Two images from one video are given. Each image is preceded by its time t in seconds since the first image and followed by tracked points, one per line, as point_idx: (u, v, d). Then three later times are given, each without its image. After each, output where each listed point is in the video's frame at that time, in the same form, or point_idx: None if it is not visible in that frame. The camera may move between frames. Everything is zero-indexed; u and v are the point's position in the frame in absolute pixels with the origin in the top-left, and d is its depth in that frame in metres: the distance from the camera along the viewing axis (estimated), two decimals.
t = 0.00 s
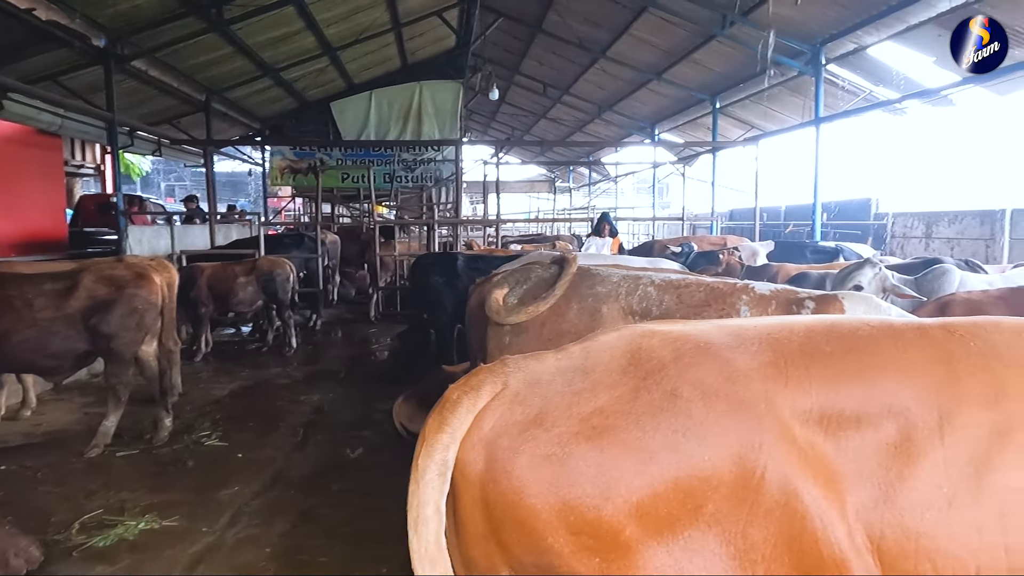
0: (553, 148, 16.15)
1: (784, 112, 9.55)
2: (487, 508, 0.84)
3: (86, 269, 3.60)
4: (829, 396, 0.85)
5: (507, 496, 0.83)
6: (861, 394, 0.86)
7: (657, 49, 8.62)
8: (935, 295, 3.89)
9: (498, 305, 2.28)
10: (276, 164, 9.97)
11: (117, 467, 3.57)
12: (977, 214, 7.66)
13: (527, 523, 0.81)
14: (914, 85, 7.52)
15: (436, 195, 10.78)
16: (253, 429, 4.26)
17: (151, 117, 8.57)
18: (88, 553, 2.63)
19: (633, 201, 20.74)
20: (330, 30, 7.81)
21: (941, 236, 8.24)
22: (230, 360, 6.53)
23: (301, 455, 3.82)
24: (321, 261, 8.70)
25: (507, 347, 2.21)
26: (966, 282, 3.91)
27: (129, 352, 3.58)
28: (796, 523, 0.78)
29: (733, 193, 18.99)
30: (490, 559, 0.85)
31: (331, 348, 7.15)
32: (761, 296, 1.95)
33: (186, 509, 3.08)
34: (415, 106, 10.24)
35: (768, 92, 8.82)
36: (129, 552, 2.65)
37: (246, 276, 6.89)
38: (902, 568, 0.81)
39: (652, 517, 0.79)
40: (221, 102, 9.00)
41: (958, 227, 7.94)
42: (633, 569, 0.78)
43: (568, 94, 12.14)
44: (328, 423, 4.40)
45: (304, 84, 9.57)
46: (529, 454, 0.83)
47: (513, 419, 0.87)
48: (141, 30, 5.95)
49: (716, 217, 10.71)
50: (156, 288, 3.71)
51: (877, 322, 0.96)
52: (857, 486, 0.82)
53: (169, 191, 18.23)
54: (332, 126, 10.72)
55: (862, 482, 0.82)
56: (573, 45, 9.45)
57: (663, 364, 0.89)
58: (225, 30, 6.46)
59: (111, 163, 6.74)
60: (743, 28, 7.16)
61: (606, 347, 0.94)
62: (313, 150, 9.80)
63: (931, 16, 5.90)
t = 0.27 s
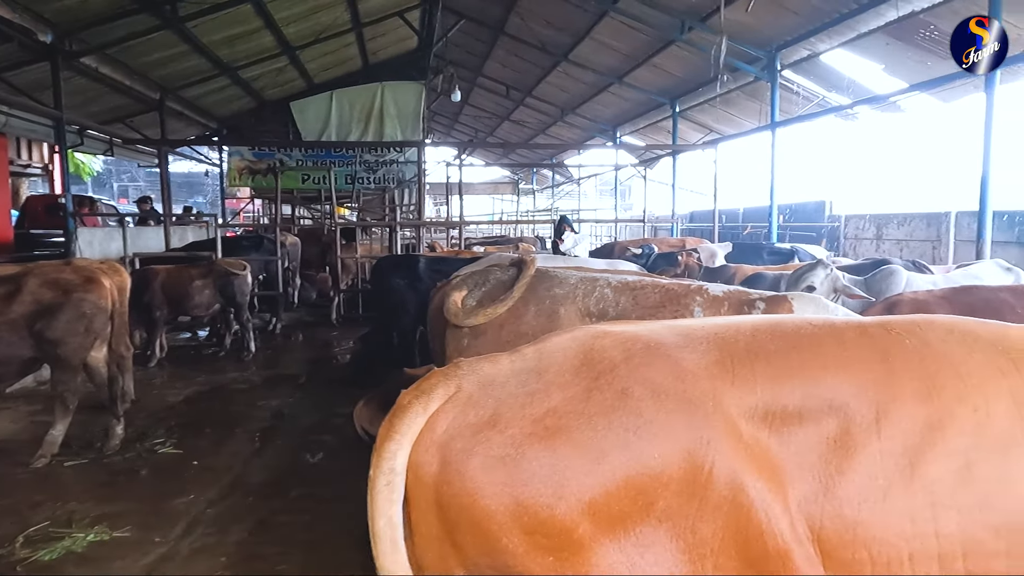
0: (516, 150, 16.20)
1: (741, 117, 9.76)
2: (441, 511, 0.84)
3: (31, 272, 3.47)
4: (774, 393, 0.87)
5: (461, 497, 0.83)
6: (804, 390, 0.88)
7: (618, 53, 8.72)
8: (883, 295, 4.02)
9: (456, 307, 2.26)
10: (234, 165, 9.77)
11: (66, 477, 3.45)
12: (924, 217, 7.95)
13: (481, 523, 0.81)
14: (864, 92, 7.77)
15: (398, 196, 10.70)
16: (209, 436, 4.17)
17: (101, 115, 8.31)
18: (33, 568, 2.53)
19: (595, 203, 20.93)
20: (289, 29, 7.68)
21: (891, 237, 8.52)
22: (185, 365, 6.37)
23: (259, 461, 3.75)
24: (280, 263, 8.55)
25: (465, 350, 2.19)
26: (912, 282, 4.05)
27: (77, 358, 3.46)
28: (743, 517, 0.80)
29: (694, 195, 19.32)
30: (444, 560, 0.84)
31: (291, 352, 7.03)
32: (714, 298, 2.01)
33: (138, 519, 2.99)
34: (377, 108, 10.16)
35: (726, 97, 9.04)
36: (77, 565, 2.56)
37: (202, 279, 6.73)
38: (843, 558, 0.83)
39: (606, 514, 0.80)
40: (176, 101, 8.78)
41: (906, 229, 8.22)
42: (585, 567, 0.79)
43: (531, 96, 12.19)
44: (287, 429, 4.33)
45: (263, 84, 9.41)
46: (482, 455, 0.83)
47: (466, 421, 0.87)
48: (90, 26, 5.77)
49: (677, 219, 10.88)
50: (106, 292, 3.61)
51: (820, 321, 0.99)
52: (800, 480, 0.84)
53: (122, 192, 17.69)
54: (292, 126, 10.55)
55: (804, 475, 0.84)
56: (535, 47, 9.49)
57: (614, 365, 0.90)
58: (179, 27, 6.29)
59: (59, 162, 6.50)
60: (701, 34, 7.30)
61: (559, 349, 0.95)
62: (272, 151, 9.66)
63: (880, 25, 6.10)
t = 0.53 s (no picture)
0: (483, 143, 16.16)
1: (706, 115, 9.90)
2: (398, 500, 0.84)
3: None
4: (725, 385, 0.89)
5: (419, 486, 0.83)
6: (756, 382, 0.90)
7: (586, 48, 8.75)
8: (837, 293, 4.13)
9: (417, 299, 2.23)
10: (194, 151, 9.54)
11: (12, 470, 3.33)
12: (879, 217, 8.19)
13: (438, 511, 0.81)
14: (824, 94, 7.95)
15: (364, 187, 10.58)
16: (165, 428, 4.08)
17: (53, 97, 8.02)
18: None
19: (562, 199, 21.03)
20: (252, 14, 7.50)
21: (847, 237, 8.75)
22: (140, 356, 6.20)
23: (216, 454, 3.68)
24: (241, 254, 8.39)
25: (426, 342, 2.16)
26: (865, 280, 4.18)
27: (26, 349, 3.46)
28: (695, 504, 0.82)
29: (659, 193, 19.55)
30: (401, 548, 0.84)
31: (251, 344, 6.91)
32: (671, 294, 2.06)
33: (87, 514, 2.91)
34: (343, 97, 10.00)
35: (692, 96, 9.21)
36: (22, 562, 2.48)
37: (159, 269, 6.56)
38: (790, 544, 0.86)
39: (563, 502, 0.81)
40: (134, 84, 8.52)
41: (862, 229, 8.46)
42: (540, 554, 0.80)
43: (499, 90, 12.16)
44: (246, 421, 4.25)
45: (225, 69, 9.18)
46: (440, 445, 0.83)
47: (425, 410, 0.87)
48: (42, 4, 5.55)
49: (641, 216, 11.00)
50: (55, 280, 3.57)
51: (772, 316, 1.02)
52: (750, 469, 0.87)
53: (75, 178, 17.10)
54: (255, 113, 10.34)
55: (755, 466, 0.87)
56: (504, 41, 9.46)
57: (573, 356, 0.91)
58: (136, 8, 6.09)
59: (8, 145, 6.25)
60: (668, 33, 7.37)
61: (519, 340, 0.95)
62: (234, 138, 9.45)
63: (840, 29, 6.25)
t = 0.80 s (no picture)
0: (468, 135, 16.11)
1: (690, 109, 9.94)
2: (381, 487, 0.85)
3: None
4: (706, 375, 0.91)
5: (403, 474, 0.83)
6: (736, 372, 0.91)
7: (571, 41, 8.74)
8: (817, 286, 4.18)
9: (400, 290, 2.24)
10: (174, 141, 9.41)
11: None
12: (859, 212, 8.28)
13: (422, 499, 0.82)
14: (806, 89, 8.02)
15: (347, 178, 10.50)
16: (144, 420, 4.04)
17: (29, 83, 7.86)
18: None
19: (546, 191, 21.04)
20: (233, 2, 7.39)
21: (827, 231, 8.86)
22: (119, 347, 6.13)
23: (197, 446, 3.65)
24: (222, 245, 8.30)
25: (409, 332, 2.19)
26: (844, 274, 4.23)
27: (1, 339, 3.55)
28: (675, 491, 0.84)
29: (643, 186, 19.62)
30: (384, 536, 0.85)
31: (232, 336, 6.85)
32: (654, 286, 2.06)
33: (64, 506, 2.88)
34: (326, 87, 9.90)
35: (677, 89, 9.26)
36: None
37: (138, 259, 6.49)
38: (768, 531, 0.88)
39: (545, 490, 0.82)
40: (112, 71, 8.37)
41: (842, 224, 8.55)
42: (523, 541, 0.80)
43: (484, 82, 12.12)
44: (227, 413, 4.23)
45: (206, 57, 9.05)
46: (424, 433, 0.84)
47: (410, 398, 0.88)
48: None
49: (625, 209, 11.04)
50: (31, 270, 3.68)
51: (753, 308, 1.03)
52: (729, 457, 0.88)
53: (51, 166, 16.77)
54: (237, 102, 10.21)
55: (733, 454, 0.88)
56: (489, 32, 9.42)
57: (556, 345, 0.91)
58: None
59: None
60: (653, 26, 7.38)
61: (504, 329, 0.95)
62: (215, 128, 9.35)
63: (823, 25, 6.30)
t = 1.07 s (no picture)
0: (460, 126, 16.05)
1: (682, 99, 9.94)
2: (377, 472, 0.85)
3: None
4: (701, 361, 0.91)
5: (400, 460, 0.83)
6: (730, 358, 0.92)
7: (562, 30, 8.70)
8: (808, 274, 4.21)
9: (392, 280, 2.24)
10: (163, 133, 9.34)
11: None
12: (850, 201, 8.32)
13: (420, 485, 0.82)
14: (797, 78, 8.03)
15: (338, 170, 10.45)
16: (137, 414, 4.03)
17: (15, 75, 7.78)
18: None
19: (539, 182, 21.02)
20: None
21: (819, 220, 8.90)
22: (111, 341, 6.10)
23: (190, 439, 3.65)
24: (213, 238, 8.26)
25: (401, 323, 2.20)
26: (835, 262, 4.25)
27: None
28: (670, 475, 0.84)
29: (635, 176, 19.64)
30: (381, 522, 0.85)
31: (225, 329, 6.83)
32: (645, 274, 2.07)
33: (57, 500, 2.88)
34: (316, 79, 9.81)
35: (668, 79, 9.26)
36: None
37: (128, 253, 6.45)
38: (763, 514, 0.88)
39: (542, 475, 0.82)
40: (99, 63, 8.29)
41: (834, 213, 8.59)
42: (520, 526, 0.81)
43: (475, 72, 12.07)
44: (220, 406, 4.22)
45: (194, 49, 8.97)
46: (421, 419, 0.84)
47: (406, 384, 0.88)
48: None
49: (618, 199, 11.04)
50: (19, 263, 3.67)
51: (748, 294, 1.03)
52: (723, 443, 0.89)
53: (39, 160, 16.61)
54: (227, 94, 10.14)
55: (727, 439, 0.89)
56: (480, 22, 9.37)
57: (551, 331, 0.92)
58: None
59: None
60: (644, 16, 7.37)
61: (499, 315, 0.96)
62: (205, 120, 9.29)
63: (814, 13, 6.30)
